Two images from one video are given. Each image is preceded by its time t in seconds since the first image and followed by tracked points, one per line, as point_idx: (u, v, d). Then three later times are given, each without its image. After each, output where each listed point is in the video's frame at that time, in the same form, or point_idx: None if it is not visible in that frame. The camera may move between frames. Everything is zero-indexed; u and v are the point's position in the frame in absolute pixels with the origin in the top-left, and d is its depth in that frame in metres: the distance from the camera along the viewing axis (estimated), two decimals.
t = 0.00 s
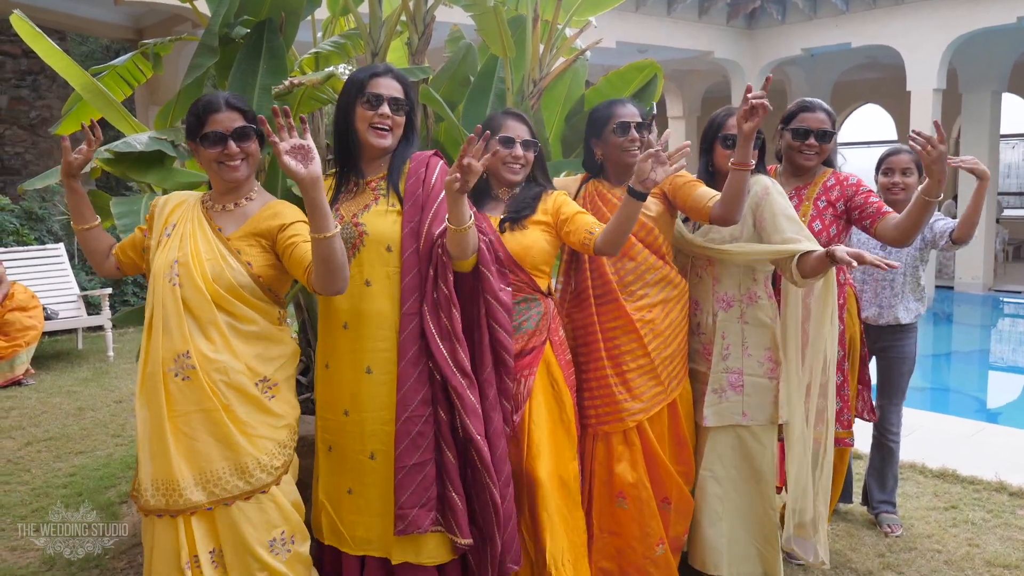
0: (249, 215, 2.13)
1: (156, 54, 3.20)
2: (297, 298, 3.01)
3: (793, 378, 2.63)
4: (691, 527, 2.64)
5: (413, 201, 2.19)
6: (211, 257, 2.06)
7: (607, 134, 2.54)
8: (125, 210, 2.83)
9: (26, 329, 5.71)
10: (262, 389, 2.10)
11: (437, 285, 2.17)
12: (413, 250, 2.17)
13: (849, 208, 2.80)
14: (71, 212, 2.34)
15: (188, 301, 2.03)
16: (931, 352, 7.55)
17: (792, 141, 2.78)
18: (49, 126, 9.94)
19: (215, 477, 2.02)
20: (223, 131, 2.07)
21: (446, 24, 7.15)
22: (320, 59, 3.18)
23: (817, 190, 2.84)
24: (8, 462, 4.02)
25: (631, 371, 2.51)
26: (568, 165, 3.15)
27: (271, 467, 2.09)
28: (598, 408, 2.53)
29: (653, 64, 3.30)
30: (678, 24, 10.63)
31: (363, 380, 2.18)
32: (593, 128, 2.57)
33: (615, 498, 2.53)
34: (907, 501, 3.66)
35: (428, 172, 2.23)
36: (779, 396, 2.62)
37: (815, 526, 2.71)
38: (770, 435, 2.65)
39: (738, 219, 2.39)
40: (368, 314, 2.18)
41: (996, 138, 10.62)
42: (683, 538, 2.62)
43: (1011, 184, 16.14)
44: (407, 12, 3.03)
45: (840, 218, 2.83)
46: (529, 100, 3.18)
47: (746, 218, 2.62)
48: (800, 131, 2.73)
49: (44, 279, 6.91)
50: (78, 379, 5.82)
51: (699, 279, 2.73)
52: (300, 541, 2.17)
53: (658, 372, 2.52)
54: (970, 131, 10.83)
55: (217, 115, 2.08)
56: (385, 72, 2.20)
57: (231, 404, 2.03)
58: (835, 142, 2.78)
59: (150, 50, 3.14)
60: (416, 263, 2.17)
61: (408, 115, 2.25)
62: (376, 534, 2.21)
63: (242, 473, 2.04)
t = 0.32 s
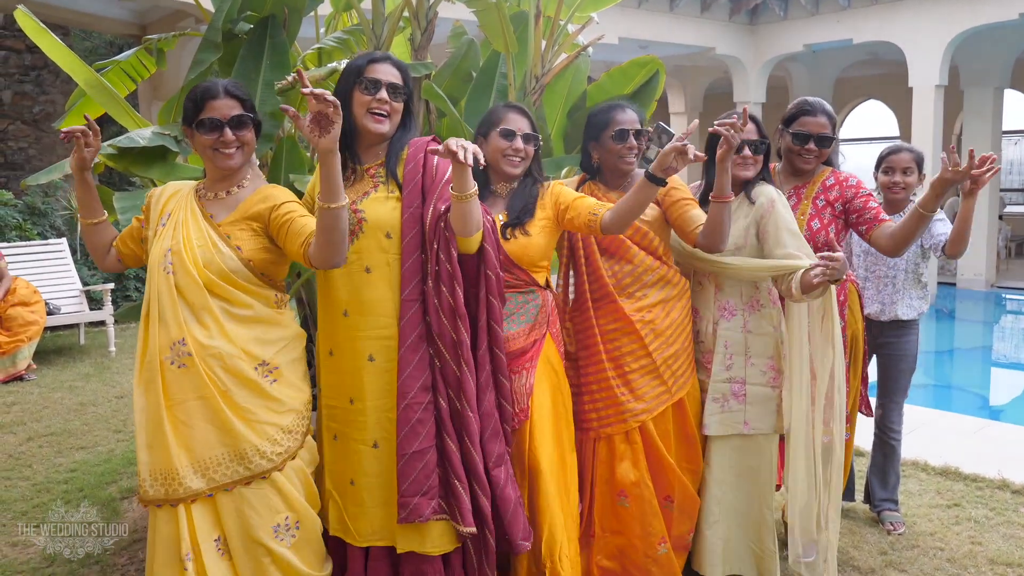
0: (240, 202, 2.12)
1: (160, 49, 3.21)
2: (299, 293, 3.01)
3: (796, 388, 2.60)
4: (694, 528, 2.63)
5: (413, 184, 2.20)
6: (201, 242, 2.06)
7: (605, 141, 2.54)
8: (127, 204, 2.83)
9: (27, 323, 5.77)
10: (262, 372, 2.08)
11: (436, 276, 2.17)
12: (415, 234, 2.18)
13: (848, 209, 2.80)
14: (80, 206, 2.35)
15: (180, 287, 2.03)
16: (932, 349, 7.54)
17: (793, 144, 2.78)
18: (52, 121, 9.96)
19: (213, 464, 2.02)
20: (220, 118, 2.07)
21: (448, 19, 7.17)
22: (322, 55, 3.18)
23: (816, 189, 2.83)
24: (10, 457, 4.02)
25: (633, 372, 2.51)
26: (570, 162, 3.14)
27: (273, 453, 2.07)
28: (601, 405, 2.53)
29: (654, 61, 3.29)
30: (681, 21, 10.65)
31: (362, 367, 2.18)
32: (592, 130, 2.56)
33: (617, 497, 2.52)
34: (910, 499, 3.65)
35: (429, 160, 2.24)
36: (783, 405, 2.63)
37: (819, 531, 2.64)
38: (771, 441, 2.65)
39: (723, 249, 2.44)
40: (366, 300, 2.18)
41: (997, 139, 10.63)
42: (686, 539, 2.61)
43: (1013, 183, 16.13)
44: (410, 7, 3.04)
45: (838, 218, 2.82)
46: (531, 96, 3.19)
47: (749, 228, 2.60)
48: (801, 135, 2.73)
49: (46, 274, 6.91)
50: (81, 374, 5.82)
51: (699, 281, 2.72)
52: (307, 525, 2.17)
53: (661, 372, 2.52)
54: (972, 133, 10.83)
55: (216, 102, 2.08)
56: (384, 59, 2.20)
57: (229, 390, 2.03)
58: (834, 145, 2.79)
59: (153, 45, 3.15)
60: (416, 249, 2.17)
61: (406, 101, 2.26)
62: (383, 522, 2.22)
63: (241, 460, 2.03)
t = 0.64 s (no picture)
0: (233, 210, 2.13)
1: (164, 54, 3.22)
2: (301, 297, 3.02)
3: (800, 389, 2.58)
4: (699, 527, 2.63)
5: (414, 202, 2.20)
6: (195, 255, 2.07)
7: (600, 134, 2.55)
8: (131, 210, 2.84)
9: (31, 327, 5.77)
10: (269, 378, 2.09)
11: (437, 281, 2.17)
12: (416, 250, 2.18)
13: (844, 221, 2.82)
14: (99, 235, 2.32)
15: (178, 298, 2.03)
16: (935, 353, 7.52)
17: (791, 142, 2.78)
18: (56, 126, 9.99)
19: (219, 476, 2.02)
20: (217, 131, 2.08)
21: (450, 23, 7.20)
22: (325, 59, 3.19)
23: (815, 198, 2.83)
24: (11, 462, 4.02)
25: (634, 370, 2.51)
26: (571, 166, 3.17)
27: (278, 462, 2.07)
28: (603, 402, 2.52)
29: (656, 67, 3.32)
30: (682, 26, 10.68)
31: (362, 381, 2.19)
32: (586, 127, 2.59)
33: (617, 497, 2.52)
34: (912, 504, 3.64)
35: (429, 175, 2.24)
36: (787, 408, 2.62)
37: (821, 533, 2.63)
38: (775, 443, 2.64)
39: (725, 227, 2.44)
40: (369, 311, 2.19)
41: (998, 145, 10.64)
42: (689, 540, 2.60)
43: (1015, 186, 16.14)
44: (412, 13, 3.04)
45: (835, 228, 2.84)
46: (533, 100, 3.19)
47: (746, 229, 2.61)
48: (799, 133, 2.73)
49: (49, 279, 6.92)
50: (83, 378, 5.82)
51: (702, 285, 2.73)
52: (313, 535, 2.16)
53: (661, 371, 2.52)
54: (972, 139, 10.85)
55: (216, 114, 2.09)
56: (383, 72, 2.21)
57: (234, 397, 2.03)
58: (833, 145, 2.79)
59: (157, 51, 3.17)
60: (418, 263, 2.18)
61: (406, 114, 2.27)
62: (382, 539, 2.21)
63: (247, 471, 2.03)
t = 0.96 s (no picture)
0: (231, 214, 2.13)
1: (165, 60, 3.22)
2: (302, 302, 3.02)
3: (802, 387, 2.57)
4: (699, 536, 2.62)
5: (413, 203, 2.20)
6: (195, 259, 2.07)
7: (602, 142, 2.56)
8: (132, 215, 2.84)
9: (31, 332, 5.79)
10: (270, 382, 2.09)
11: (436, 283, 2.17)
12: (414, 249, 2.18)
13: (849, 218, 2.81)
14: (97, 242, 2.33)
15: (179, 304, 2.04)
16: (936, 358, 7.52)
17: (791, 142, 2.79)
18: (57, 132, 9.99)
19: (220, 482, 2.01)
20: (215, 135, 2.08)
21: (451, 29, 7.21)
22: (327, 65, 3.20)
23: (818, 197, 2.83)
24: (12, 467, 4.01)
25: (631, 378, 2.51)
26: (573, 172, 3.12)
27: (279, 465, 2.07)
28: (599, 414, 2.53)
29: (656, 72, 3.34)
30: (682, 31, 10.69)
31: (363, 381, 2.19)
32: (589, 136, 2.59)
33: (616, 506, 2.51)
34: (914, 509, 3.64)
35: (429, 174, 2.24)
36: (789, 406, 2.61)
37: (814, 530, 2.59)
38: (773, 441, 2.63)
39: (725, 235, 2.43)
40: (370, 315, 2.19)
41: (998, 149, 10.65)
42: (687, 547, 2.60)
43: (1015, 190, 16.14)
44: (413, 19, 3.04)
45: (840, 227, 2.83)
46: (534, 106, 3.20)
47: (750, 226, 2.60)
48: (798, 132, 2.74)
49: (49, 284, 6.92)
50: (83, 384, 5.82)
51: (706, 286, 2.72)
52: (315, 539, 2.15)
53: (658, 380, 2.51)
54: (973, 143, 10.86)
55: (213, 119, 2.09)
56: (382, 75, 2.21)
57: (235, 401, 2.02)
58: (834, 145, 2.79)
59: (158, 57, 3.21)
60: (418, 262, 2.18)
61: (405, 116, 2.26)
62: (379, 537, 2.22)
63: (248, 476, 2.03)
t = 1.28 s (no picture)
0: (235, 216, 2.13)
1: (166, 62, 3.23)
2: (304, 304, 3.02)
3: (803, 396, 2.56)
4: (698, 539, 2.62)
5: (413, 203, 2.20)
6: (201, 261, 2.06)
7: (602, 153, 2.56)
8: (133, 217, 2.84)
9: (33, 334, 5.80)
10: (271, 386, 2.10)
11: (436, 286, 2.18)
12: (417, 247, 2.19)
13: (847, 222, 2.81)
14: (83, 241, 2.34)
15: (184, 307, 2.03)
16: (937, 360, 7.52)
17: (790, 149, 2.79)
18: (59, 135, 10.02)
19: (224, 485, 2.02)
20: (216, 137, 2.08)
21: (451, 32, 7.22)
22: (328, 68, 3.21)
23: (815, 201, 2.83)
24: (14, 469, 4.02)
25: (631, 381, 2.51)
26: (573, 174, 3.15)
27: (281, 467, 2.08)
28: (598, 417, 2.53)
29: (657, 74, 3.36)
30: (683, 32, 10.68)
31: (363, 386, 2.19)
32: (588, 142, 2.58)
33: (617, 510, 2.51)
34: (915, 510, 3.64)
35: (428, 172, 2.24)
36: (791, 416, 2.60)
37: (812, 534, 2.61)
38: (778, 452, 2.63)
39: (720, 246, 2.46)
40: (370, 317, 2.19)
41: (1000, 149, 10.64)
42: (689, 550, 2.60)
43: (1017, 190, 16.13)
44: (413, 22, 3.04)
45: (838, 230, 2.82)
46: (535, 108, 3.20)
47: (752, 240, 2.59)
48: (797, 140, 2.73)
49: (51, 286, 6.93)
50: (85, 386, 5.82)
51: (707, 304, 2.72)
52: (317, 542, 2.15)
53: (659, 384, 2.51)
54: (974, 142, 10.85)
55: (213, 120, 2.09)
56: (381, 74, 2.22)
57: (237, 406, 2.03)
58: (833, 152, 2.78)
59: (159, 59, 3.20)
60: (417, 263, 2.19)
61: (404, 115, 2.26)
62: (377, 540, 2.22)
63: (252, 478, 2.03)
